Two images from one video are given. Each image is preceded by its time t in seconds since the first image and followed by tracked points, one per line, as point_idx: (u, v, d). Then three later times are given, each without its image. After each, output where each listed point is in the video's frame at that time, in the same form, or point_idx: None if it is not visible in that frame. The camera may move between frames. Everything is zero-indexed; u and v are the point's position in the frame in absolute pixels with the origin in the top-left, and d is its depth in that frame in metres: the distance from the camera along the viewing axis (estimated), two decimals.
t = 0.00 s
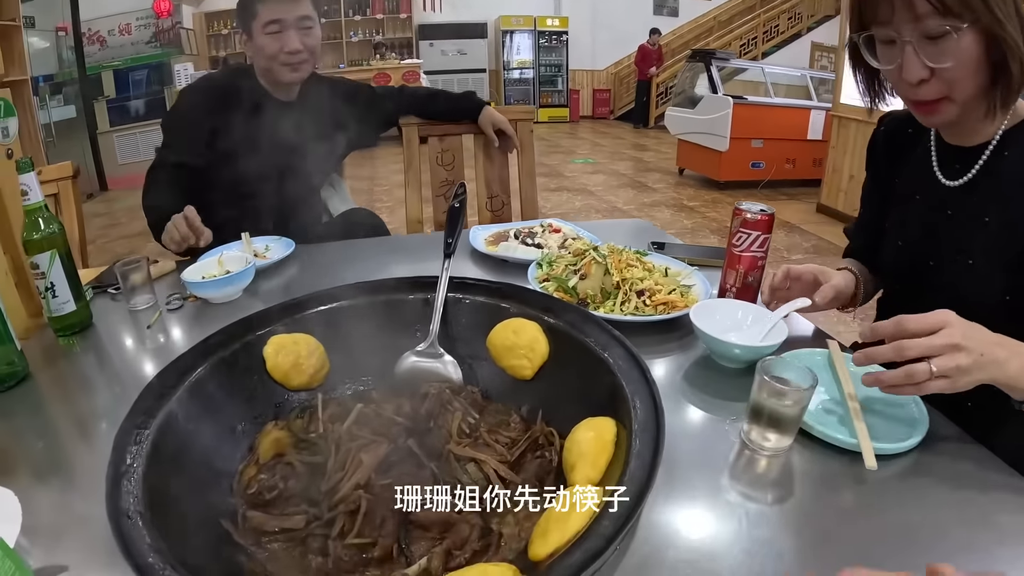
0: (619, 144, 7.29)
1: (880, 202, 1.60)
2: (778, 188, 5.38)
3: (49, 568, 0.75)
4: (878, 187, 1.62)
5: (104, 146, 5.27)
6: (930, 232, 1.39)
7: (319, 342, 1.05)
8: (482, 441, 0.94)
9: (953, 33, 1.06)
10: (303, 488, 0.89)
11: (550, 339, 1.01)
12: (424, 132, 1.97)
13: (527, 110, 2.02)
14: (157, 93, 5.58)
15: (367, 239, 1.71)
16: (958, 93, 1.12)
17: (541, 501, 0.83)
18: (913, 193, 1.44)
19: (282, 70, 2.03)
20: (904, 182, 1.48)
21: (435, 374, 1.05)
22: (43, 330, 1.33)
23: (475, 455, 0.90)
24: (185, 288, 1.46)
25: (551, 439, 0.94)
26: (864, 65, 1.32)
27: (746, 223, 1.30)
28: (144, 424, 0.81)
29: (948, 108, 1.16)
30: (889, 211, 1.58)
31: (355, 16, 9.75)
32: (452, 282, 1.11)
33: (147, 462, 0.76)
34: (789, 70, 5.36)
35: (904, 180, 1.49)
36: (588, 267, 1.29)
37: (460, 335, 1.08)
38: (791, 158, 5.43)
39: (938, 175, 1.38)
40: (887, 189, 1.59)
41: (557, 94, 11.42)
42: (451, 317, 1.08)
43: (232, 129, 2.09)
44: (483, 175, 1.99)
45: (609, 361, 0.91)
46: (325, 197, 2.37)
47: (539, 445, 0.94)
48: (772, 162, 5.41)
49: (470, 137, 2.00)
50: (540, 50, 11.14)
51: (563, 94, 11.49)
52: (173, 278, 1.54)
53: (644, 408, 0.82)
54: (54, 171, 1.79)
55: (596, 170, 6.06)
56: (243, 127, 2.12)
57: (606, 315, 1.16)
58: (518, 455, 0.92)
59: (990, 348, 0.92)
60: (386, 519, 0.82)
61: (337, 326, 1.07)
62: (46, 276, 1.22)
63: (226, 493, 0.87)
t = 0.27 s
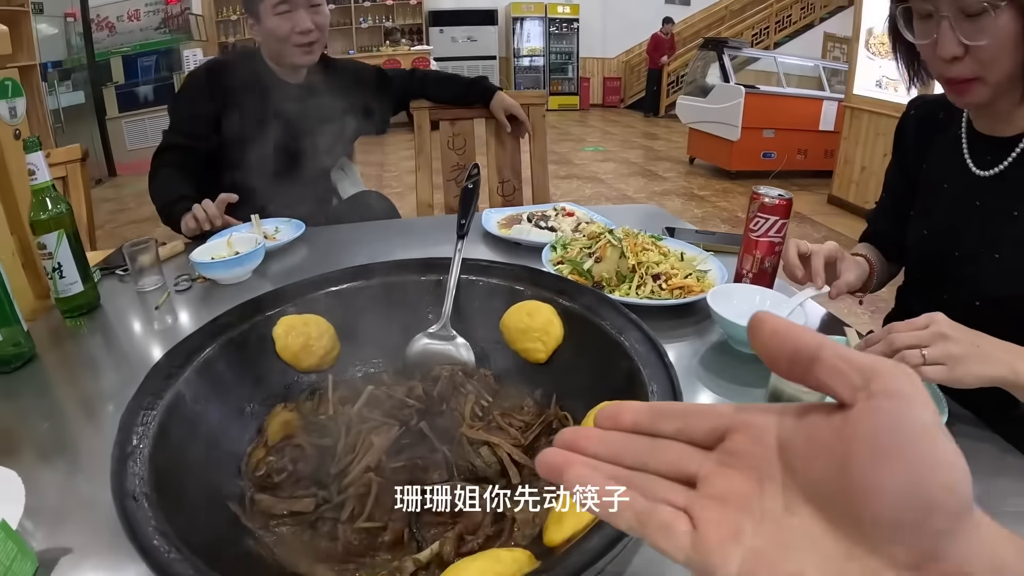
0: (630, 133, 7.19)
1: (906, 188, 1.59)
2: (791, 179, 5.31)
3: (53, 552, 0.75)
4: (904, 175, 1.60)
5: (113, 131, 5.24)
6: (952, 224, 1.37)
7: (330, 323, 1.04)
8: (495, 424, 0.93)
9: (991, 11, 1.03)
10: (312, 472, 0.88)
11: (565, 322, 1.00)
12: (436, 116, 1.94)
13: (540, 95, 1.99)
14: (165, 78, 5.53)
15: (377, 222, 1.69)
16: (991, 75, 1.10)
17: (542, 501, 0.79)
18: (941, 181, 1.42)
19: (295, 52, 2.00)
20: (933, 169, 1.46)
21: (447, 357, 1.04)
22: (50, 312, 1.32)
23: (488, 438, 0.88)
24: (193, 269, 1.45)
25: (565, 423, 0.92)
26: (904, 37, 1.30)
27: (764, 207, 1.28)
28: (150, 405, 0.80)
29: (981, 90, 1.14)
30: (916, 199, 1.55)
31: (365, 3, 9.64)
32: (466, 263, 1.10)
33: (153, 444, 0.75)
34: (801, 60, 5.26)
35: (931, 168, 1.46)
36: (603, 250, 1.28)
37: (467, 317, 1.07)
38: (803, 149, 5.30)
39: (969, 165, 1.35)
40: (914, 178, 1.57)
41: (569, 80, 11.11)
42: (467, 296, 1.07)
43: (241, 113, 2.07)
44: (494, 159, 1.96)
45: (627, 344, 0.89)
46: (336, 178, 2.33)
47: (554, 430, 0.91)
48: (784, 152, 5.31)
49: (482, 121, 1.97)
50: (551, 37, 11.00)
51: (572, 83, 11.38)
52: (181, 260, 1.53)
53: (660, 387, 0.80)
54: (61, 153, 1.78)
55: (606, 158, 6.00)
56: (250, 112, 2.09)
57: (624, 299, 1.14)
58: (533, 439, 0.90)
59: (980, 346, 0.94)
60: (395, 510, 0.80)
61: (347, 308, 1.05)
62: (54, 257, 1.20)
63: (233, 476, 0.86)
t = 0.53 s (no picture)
0: (640, 123, 7.13)
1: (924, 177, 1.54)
2: (802, 171, 5.25)
3: (62, 535, 0.74)
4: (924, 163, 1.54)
5: (122, 119, 5.20)
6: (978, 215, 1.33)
7: (344, 306, 1.03)
8: (512, 407, 0.93)
9: None
10: (327, 454, 0.87)
11: (583, 306, 0.99)
12: (449, 100, 1.92)
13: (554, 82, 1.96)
14: (173, 66, 5.47)
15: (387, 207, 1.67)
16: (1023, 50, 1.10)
17: (541, 501, 0.76)
18: (962, 170, 1.39)
19: (293, 36, 1.97)
20: (953, 158, 1.43)
21: (463, 340, 1.04)
22: (59, 294, 1.31)
23: (506, 422, 0.89)
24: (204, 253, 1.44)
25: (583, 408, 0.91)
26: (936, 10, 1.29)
27: (784, 192, 1.24)
28: (163, 385, 0.79)
29: (1009, 64, 1.14)
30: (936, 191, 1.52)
31: None
32: (482, 246, 1.09)
33: (165, 425, 0.74)
34: (814, 50, 5.17)
35: (950, 157, 1.43)
36: (621, 234, 1.30)
37: (487, 297, 1.08)
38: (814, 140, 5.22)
39: (992, 154, 1.33)
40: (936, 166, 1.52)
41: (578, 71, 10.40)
42: (486, 278, 1.07)
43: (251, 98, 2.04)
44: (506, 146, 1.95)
45: (646, 328, 0.88)
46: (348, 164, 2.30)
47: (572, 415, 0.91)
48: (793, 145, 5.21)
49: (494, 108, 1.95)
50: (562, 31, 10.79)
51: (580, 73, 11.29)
52: (192, 243, 1.51)
53: (682, 371, 0.79)
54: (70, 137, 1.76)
55: (615, 148, 5.95)
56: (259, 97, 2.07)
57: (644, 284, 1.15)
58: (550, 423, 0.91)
59: (977, 331, 0.95)
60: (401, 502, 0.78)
61: (365, 291, 1.06)
62: (64, 238, 1.19)
63: (246, 459, 0.85)
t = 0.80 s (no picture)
0: (648, 115, 7.07)
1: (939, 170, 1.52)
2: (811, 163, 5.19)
3: (71, 525, 0.74)
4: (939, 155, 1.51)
5: (128, 109, 5.16)
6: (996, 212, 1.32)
7: (355, 295, 1.03)
8: (526, 397, 0.93)
9: None
10: (338, 443, 0.87)
11: (597, 295, 0.99)
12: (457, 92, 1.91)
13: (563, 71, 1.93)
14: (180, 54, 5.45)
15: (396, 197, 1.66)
16: None
17: (541, 501, 0.75)
18: (976, 166, 1.39)
19: (291, 26, 1.94)
20: (970, 153, 1.41)
21: (476, 330, 1.04)
22: (67, 283, 1.30)
23: (520, 412, 0.88)
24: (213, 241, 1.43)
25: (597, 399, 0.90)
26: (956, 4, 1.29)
27: (800, 184, 1.22)
28: (172, 374, 0.79)
29: None
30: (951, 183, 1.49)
31: None
32: (495, 235, 1.09)
33: (174, 414, 0.74)
34: (824, 42, 5.08)
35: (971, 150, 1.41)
36: (635, 224, 1.31)
37: (500, 288, 1.08)
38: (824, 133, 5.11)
39: (1010, 149, 1.31)
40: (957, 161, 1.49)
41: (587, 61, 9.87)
42: (500, 269, 1.07)
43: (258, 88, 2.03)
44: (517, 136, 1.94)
45: (662, 318, 0.87)
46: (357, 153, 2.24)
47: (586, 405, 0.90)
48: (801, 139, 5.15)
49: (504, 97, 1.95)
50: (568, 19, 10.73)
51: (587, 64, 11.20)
52: (200, 232, 1.50)
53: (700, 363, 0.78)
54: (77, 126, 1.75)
55: (623, 139, 5.91)
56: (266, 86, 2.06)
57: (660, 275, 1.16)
58: (564, 413, 0.90)
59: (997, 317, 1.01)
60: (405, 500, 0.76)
61: (377, 279, 1.06)
62: (72, 227, 1.18)
63: (256, 448, 0.84)
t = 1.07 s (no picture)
0: (654, 108, 7.04)
1: (950, 165, 1.50)
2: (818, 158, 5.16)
3: (78, 516, 0.74)
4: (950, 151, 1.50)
5: (134, 101, 5.14)
6: (1009, 210, 1.31)
7: (363, 286, 1.03)
8: (536, 389, 0.92)
9: None
10: (347, 434, 0.87)
11: (606, 287, 0.98)
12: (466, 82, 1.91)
13: (571, 63, 1.91)
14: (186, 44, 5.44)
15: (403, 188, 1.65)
16: None
17: (542, 501, 0.74)
18: (987, 163, 1.38)
19: (290, 20, 1.89)
20: (982, 149, 1.40)
21: (485, 322, 1.04)
22: (73, 273, 1.30)
23: (530, 404, 0.88)
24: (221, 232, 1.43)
25: (607, 392, 0.91)
26: None
27: (810, 177, 1.21)
28: (180, 365, 0.78)
29: None
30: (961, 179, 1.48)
31: None
32: (504, 227, 1.08)
33: (182, 405, 0.73)
34: (832, 36, 5.03)
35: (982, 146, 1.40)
36: (645, 216, 1.30)
37: (509, 280, 1.07)
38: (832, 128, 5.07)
39: None
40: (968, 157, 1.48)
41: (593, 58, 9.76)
42: (509, 261, 1.07)
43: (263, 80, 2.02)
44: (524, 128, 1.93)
45: (672, 311, 0.86)
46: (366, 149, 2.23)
47: (595, 397, 0.90)
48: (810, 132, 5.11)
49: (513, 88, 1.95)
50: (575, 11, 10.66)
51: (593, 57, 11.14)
52: (207, 222, 1.50)
53: (711, 358, 0.78)
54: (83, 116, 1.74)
55: (629, 132, 5.88)
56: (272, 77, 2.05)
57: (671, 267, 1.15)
58: (574, 406, 0.90)
59: None
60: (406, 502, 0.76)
61: (385, 271, 1.06)
62: (79, 217, 1.18)
63: (264, 439, 0.84)
